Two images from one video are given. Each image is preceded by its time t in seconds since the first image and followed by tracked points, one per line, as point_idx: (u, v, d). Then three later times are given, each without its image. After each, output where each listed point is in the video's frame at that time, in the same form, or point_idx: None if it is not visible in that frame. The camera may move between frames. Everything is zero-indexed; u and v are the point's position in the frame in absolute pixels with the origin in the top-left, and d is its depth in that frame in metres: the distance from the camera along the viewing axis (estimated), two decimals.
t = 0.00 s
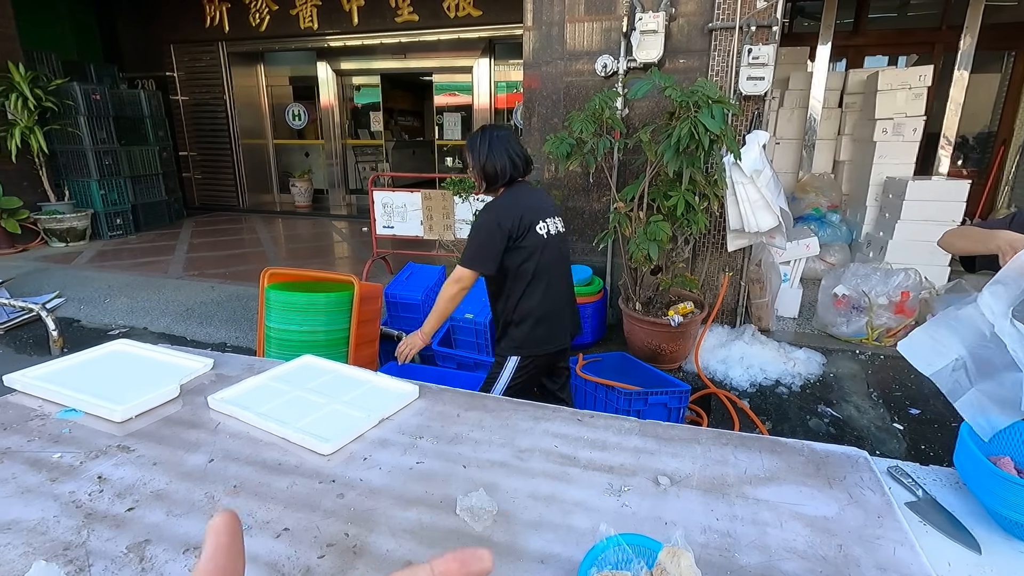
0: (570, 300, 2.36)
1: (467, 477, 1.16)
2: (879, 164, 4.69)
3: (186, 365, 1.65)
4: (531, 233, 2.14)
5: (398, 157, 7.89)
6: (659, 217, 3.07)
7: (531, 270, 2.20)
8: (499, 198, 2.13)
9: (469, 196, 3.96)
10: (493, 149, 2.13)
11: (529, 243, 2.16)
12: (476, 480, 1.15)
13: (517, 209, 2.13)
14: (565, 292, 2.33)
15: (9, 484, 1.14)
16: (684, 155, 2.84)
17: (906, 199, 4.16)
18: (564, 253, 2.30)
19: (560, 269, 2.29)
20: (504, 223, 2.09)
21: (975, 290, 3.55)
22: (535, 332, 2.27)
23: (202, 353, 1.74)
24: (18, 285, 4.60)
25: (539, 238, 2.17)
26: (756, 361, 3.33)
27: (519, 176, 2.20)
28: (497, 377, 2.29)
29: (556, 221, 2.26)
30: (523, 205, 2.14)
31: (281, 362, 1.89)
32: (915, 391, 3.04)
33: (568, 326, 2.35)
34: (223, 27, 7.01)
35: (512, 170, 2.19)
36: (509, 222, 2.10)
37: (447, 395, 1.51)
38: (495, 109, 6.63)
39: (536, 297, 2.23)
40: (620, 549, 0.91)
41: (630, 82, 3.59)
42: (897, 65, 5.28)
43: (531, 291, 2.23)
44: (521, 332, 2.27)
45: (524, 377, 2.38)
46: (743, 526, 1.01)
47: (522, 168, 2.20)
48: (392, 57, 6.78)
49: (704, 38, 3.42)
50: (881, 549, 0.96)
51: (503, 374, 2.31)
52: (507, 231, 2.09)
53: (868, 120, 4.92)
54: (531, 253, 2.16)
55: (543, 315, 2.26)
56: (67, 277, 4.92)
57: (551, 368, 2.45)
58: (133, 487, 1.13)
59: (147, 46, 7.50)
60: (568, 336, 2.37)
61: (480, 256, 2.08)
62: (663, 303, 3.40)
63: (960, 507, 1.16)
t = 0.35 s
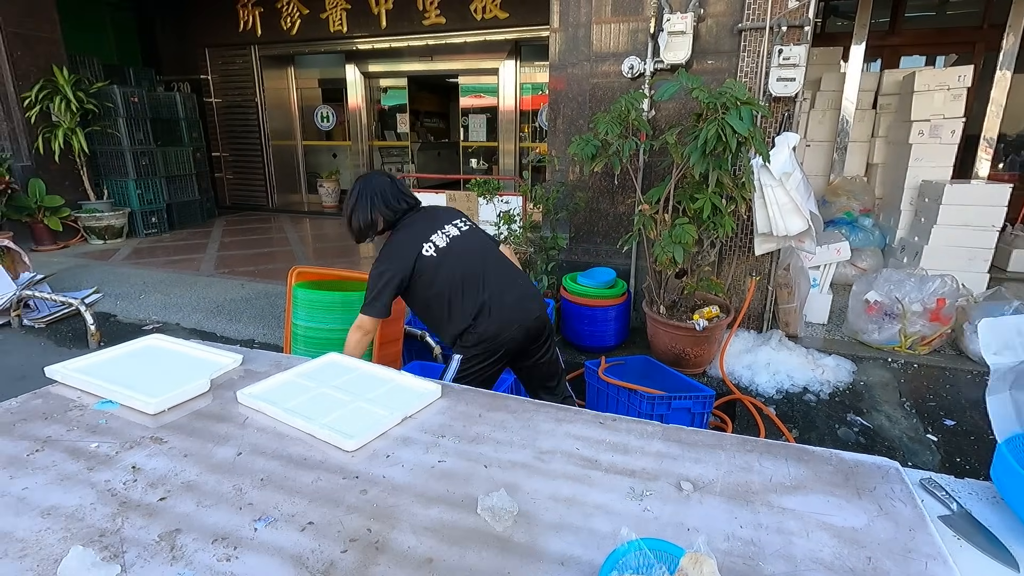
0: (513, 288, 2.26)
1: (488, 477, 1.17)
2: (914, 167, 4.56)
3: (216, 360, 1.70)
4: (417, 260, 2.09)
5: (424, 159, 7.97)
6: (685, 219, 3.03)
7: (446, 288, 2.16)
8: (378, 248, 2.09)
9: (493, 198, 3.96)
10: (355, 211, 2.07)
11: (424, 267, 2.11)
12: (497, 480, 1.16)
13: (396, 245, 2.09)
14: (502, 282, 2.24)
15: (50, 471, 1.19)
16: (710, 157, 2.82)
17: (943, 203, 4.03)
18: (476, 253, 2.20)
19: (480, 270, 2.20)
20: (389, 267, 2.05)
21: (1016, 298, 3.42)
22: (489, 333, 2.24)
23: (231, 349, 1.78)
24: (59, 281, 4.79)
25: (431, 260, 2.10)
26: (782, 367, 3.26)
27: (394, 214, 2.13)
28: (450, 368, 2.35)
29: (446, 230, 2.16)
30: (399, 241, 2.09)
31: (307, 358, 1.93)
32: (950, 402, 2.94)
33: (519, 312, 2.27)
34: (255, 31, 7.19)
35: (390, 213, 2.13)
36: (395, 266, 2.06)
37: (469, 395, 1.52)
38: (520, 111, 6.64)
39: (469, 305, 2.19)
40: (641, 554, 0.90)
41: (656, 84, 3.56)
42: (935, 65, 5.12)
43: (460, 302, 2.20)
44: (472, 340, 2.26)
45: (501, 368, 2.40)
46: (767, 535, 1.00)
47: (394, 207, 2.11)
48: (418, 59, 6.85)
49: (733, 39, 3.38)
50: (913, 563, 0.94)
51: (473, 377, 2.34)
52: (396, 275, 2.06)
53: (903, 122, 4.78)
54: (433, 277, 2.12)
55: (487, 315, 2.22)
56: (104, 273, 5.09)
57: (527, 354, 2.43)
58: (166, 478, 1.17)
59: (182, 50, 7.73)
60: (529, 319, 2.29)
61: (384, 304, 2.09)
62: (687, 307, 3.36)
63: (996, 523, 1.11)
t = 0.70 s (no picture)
0: (482, 284, 2.30)
1: (496, 476, 1.17)
2: (927, 168, 4.51)
3: (227, 359, 1.72)
4: (381, 277, 2.18)
5: (433, 159, 8.00)
6: (694, 220, 3.02)
7: (415, 297, 2.23)
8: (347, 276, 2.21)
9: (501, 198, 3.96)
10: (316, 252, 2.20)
11: (389, 281, 2.20)
12: (505, 481, 1.16)
13: (359, 268, 2.19)
14: (469, 280, 2.29)
15: (63, 467, 1.21)
16: (720, 158, 2.80)
17: (957, 204, 3.98)
18: (436, 259, 2.26)
19: (441, 273, 2.25)
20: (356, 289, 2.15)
21: None
22: (468, 330, 2.29)
23: (241, 347, 1.80)
24: (72, 279, 4.85)
25: (393, 273, 2.19)
26: (792, 370, 3.24)
27: (352, 244, 2.20)
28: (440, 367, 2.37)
29: (401, 244, 2.25)
30: (359, 264, 2.20)
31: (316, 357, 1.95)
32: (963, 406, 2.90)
33: (494, 305, 2.28)
34: (266, 32, 7.23)
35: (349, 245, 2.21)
36: (361, 288, 2.15)
37: (476, 395, 1.53)
38: (529, 111, 6.64)
39: (441, 307, 2.25)
40: (649, 555, 0.90)
41: (666, 84, 3.55)
42: (950, 65, 5.06)
43: (432, 307, 2.25)
44: (454, 340, 2.31)
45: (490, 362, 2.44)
46: (776, 538, 0.99)
47: (347, 240, 2.18)
48: (427, 59, 6.87)
49: (743, 39, 3.36)
50: (924, 568, 0.93)
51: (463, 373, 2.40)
52: (363, 295, 2.15)
53: (916, 122, 4.74)
54: (398, 290, 2.20)
55: (460, 313, 2.27)
56: (117, 271, 5.16)
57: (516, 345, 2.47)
58: (176, 474, 1.18)
59: (195, 50, 7.80)
60: (506, 308, 2.31)
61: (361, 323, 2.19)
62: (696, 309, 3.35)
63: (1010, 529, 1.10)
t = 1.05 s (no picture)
0: (484, 280, 2.32)
1: (494, 476, 1.17)
2: (925, 168, 4.52)
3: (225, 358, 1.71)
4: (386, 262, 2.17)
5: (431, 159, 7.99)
6: (693, 220, 3.02)
7: (417, 285, 2.22)
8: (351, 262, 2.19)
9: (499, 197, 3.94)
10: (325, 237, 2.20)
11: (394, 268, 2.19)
12: (503, 480, 1.16)
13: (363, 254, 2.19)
14: (469, 275, 2.31)
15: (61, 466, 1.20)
16: (719, 157, 2.80)
17: (955, 204, 3.99)
18: (438, 252, 2.29)
19: (443, 266, 2.27)
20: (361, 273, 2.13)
21: None
22: (468, 324, 2.26)
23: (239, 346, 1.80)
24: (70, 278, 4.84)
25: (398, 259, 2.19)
26: (790, 369, 3.24)
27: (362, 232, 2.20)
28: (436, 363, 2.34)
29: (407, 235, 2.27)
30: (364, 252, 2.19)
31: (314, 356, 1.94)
32: (961, 405, 2.91)
33: (493, 301, 2.30)
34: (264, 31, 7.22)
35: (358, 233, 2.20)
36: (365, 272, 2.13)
37: (475, 394, 1.52)
38: (527, 111, 6.64)
39: (442, 298, 2.23)
40: (647, 555, 0.90)
41: (665, 83, 3.55)
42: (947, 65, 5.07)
43: (432, 299, 2.24)
44: (453, 333, 2.27)
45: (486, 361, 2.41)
46: (775, 537, 0.99)
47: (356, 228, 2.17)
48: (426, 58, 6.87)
49: (742, 39, 3.36)
50: (923, 567, 0.93)
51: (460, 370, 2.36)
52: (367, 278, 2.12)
53: (913, 122, 4.75)
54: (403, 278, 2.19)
55: (461, 306, 2.25)
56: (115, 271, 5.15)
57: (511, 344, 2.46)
58: (174, 474, 1.18)
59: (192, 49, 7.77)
60: (505, 305, 2.32)
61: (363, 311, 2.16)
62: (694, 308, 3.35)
63: (1007, 528, 1.11)
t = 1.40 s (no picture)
0: (521, 277, 2.36)
1: (494, 476, 1.17)
2: (923, 167, 4.53)
3: (224, 358, 1.71)
4: (431, 255, 2.13)
5: (430, 158, 7.98)
6: (692, 220, 3.02)
7: (459, 279, 2.20)
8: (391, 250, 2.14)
9: (498, 197, 3.94)
10: (362, 221, 2.16)
11: (438, 261, 2.16)
12: (503, 480, 1.16)
13: (406, 243, 2.13)
14: (505, 271, 2.32)
15: (59, 467, 1.20)
16: (718, 157, 2.81)
17: (953, 203, 4.00)
18: (481, 244, 2.28)
19: (484, 261, 2.26)
20: (407, 265, 2.10)
21: None
22: (504, 321, 2.29)
23: (238, 346, 1.79)
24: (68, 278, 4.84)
25: (443, 253, 2.15)
26: (789, 368, 3.25)
27: (401, 217, 2.17)
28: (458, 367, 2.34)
29: (454, 226, 2.23)
30: (411, 239, 2.13)
31: (314, 356, 1.94)
32: (959, 404, 2.91)
33: (523, 298, 2.33)
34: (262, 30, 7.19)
35: (397, 218, 2.17)
36: (411, 264, 2.10)
37: (474, 394, 1.52)
38: (526, 111, 6.63)
39: (484, 293, 2.25)
40: (646, 554, 0.90)
41: (663, 83, 3.55)
42: (945, 65, 5.07)
43: (471, 294, 2.24)
44: (487, 329, 2.29)
45: (509, 358, 2.44)
46: (773, 536, 1.00)
47: (397, 211, 2.15)
48: (425, 57, 6.85)
49: (740, 38, 3.36)
50: (921, 566, 0.93)
51: (484, 371, 2.36)
52: (413, 271, 2.10)
53: (912, 121, 4.76)
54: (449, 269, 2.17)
55: (500, 303, 2.28)
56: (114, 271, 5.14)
57: (531, 344, 2.50)
58: (173, 474, 1.18)
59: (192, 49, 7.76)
60: (539, 304, 2.39)
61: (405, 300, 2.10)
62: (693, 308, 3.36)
63: (1006, 527, 1.11)
